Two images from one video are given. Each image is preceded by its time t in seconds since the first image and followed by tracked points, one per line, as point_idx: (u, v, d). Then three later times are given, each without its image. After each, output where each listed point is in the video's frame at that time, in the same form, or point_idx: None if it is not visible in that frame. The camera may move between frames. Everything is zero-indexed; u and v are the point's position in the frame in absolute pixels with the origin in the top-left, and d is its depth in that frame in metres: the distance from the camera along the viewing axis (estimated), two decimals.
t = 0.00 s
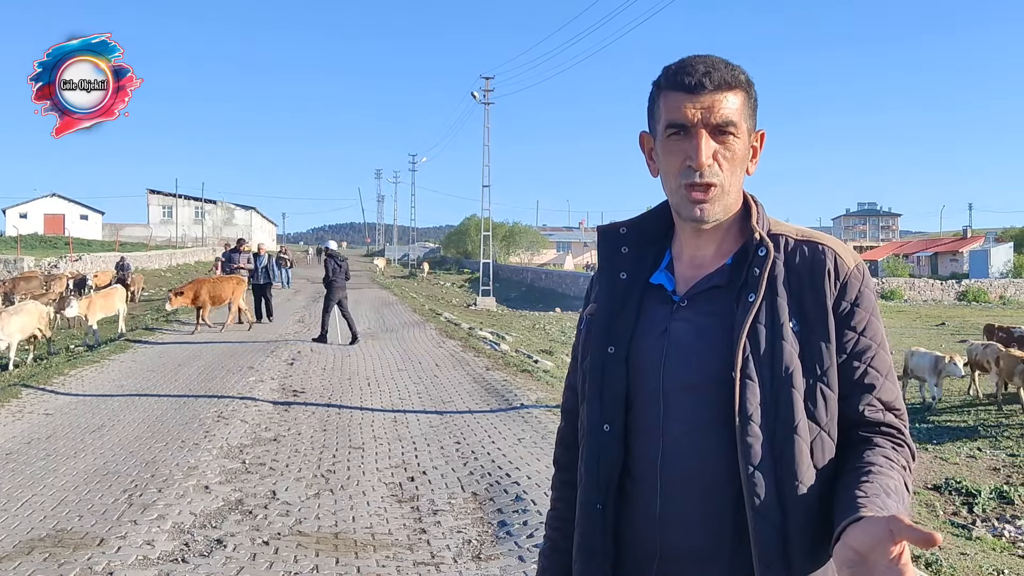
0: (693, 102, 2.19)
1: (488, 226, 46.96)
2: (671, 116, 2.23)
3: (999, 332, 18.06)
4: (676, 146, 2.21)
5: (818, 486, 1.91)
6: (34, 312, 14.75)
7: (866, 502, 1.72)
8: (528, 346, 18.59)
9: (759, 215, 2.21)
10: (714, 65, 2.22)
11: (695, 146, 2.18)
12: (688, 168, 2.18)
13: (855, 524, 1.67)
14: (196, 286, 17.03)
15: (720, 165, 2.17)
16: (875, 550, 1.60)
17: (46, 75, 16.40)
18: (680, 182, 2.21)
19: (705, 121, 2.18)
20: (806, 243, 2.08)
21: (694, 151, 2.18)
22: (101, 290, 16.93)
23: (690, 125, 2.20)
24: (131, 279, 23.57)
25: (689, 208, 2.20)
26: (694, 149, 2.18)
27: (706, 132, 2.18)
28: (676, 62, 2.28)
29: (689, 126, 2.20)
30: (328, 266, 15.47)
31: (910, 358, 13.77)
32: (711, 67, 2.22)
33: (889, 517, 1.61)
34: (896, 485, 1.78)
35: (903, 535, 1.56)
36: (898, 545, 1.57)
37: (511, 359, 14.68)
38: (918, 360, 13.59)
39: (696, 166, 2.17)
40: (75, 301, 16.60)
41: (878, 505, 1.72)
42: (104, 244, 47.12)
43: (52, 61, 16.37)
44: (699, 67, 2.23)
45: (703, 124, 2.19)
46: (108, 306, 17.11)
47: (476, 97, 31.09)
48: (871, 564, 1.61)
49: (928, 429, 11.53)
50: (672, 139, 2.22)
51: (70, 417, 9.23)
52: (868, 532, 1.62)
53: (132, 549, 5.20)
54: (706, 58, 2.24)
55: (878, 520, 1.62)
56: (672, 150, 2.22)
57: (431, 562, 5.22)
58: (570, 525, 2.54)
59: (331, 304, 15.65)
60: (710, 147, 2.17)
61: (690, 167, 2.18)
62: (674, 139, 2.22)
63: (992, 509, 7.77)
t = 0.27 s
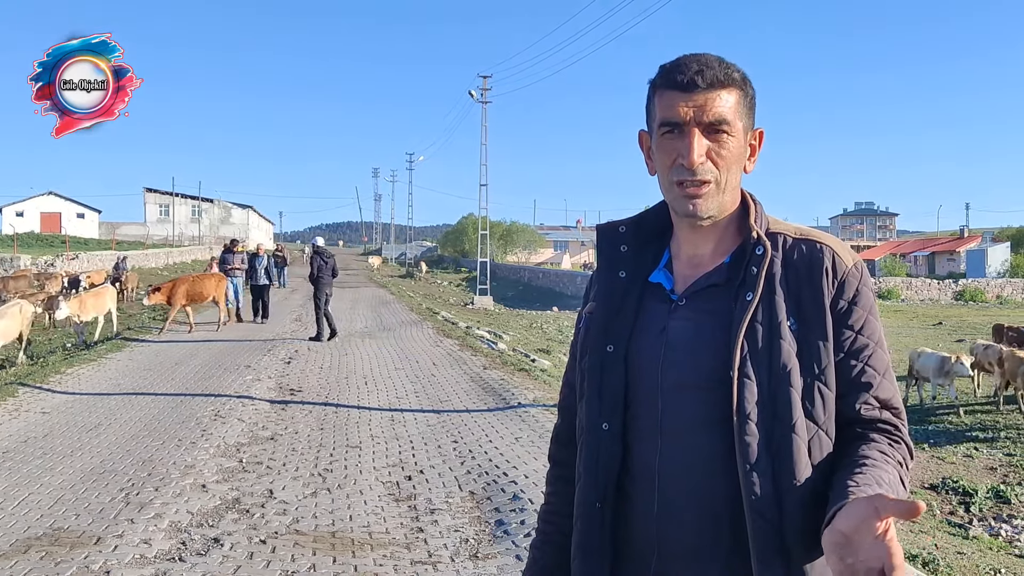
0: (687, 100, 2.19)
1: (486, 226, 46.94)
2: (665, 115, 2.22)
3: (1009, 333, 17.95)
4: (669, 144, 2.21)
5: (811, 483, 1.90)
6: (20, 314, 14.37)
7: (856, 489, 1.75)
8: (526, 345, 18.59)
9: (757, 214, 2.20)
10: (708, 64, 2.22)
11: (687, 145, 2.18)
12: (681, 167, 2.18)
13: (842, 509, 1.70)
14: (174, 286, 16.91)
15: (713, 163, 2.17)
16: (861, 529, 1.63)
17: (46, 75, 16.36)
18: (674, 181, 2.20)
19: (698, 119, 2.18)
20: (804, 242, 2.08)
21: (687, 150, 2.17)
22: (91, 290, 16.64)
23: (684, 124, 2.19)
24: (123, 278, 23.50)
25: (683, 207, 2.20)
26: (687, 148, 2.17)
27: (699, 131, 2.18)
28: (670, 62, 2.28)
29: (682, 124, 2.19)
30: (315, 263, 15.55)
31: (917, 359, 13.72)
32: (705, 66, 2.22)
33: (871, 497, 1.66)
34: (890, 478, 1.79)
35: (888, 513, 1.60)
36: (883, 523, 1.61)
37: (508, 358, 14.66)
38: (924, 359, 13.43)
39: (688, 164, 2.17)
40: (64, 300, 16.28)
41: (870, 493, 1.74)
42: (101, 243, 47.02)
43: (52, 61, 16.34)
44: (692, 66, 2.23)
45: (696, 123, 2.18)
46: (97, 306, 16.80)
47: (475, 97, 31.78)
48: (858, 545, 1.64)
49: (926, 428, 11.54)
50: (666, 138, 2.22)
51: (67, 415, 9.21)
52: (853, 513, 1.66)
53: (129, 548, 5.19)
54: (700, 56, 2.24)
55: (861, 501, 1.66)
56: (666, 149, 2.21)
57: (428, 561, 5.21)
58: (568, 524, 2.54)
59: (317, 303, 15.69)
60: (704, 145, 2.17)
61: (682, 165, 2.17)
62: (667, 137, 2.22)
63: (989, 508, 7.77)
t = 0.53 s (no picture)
0: (688, 98, 2.19)
1: (481, 225, 46.95)
2: (667, 112, 2.22)
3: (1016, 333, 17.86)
4: (671, 142, 2.21)
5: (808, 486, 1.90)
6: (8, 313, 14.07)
7: (849, 514, 1.73)
8: (521, 344, 18.59)
9: (757, 213, 2.21)
10: (709, 62, 2.22)
11: (690, 142, 2.18)
12: (683, 164, 2.17)
13: (836, 537, 1.68)
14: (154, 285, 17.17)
15: (716, 160, 2.17)
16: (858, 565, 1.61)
17: (46, 74, 16.31)
18: (676, 178, 2.20)
19: (700, 116, 2.18)
20: (802, 241, 2.08)
21: (689, 147, 2.17)
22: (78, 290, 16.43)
23: (686, 121, 2.19)
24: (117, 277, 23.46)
25: (685, 203, 2.20)
26: (689, 145, 2.17)
27: (701, 128, 2.18)
28: (670, 60, 2.28)
29: (684, 122, 2.19)
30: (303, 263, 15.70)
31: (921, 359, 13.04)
32: (706, 64, 2.22)
33: (868, 532, 1.63)
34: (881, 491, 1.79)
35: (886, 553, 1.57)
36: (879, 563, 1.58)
37: (504, 357, 14.67)
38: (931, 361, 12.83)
39: (691, 161, 2.16)
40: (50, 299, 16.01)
41: (863, 516, 1.73)
42: (96, 241, 46.92)
43: (51, 60, 16.30)
44: (693, 64, 2.23)
45: (698, 120, 2.18)
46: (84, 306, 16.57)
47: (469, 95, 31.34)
48: None
49: (920, 427, 11.58)
50: (667, 136, 2.22)
51: (62, 414, 9.19)
52: (848, 546, 1.64)
53: (124, 546, 5.17)
54: (701, 54, 2.24)
55: (857, 534, 1.64)
56: (667, 147, 2.21)
57: (424, 560, 5.21)
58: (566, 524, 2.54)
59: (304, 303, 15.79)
60: (706, 142, 2.17)
61: (685, 162, 2.17)
62: (668, 135, 2.21)
63: (984, 507, 7.80)
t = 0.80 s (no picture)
0: (686, 98, 2.19)
1: (474, 224, 46.95)
2: (664, 113, 2.22)
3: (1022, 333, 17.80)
4: (668, 143, 2.21)
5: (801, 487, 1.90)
6: None
7: (823, 523, 1.76)
8: (513, 343, 18.58)
9: (751, 214, 2.21)
10: (707, 61, 2.22)
11: (687, 142, 2.18)
12: (681, 164, 2.17)
13: (803, 547, 1.71)
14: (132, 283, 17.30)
15: (712, 160, 2.17)
16: None
17: (46, 75, 16.21)
18: (674, 178, 2.20)
19: (698, 116, 2.18)
20: (797, 241, 2.08)
21: (687, 147, 2.17)
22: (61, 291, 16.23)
23: (683, 121, 2.19)
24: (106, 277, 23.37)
25: (682, 203, 2.20)
26: (687, 146, 2.17)
27: (699, 128, 2.18)
28: (667, 60, 2.28)
29: (681, 122, 2.19)
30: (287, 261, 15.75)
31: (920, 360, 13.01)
32: (704, 63, 2.22)
33: (833, 546, 1.67)
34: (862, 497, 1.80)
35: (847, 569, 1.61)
36: None
37: (496, 356, 14.66)
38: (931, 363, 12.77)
39: (689, 162, 2.16)
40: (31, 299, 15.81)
41: (836, 525, 1.75)
42: (87, 241, 46.67)
43: (51, 60, 16.19)
44: (690, 63, 2.22)
45: (695, 120, 2.18)
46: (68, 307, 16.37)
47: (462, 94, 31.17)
48: None
49: (911, 426, 11.63)
50: (664, 136, 2.21)
51: (54, 414, 9.13)
52: (812, 558, 1.67)
53: (116, 546, 5.15)
54: (698, 54, 2.24)
55: (821, 548, 1.68)
56: (664, 146, 2.21)
57: (418, 559, 5.20)
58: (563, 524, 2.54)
59: (288, 302, 15.85)
60: (703, 143, 2.17)
61: (683, 163, 2.17)
62: (666, 135, 2.21)
63: (975, 506, 7.84)
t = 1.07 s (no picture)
0: (675, 100, 2.20)
1: (463, 225, 46.90)
2: (653, 114, 2.22)
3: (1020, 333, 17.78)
4: (657, 144, 2.22)
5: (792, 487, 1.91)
6: None
7: (816, 520, 1.76)
8: (502, 344, 18.59)
9: (740, 214, 2.22)
10: (696, 62, 2.22)
11: (676, 144, 2.18)
12: (670, 166, 2.18)
13: (796, 542, 1.72)
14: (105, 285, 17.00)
15: (701, 162, 2.18)
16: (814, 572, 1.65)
17: (46, 75, 16.09)
18: (663, 180, 2.21)
19: (687, 118, 2.19)
20: (787, 242, 2.09)
21: (676, 149, 2.18)
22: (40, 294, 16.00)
23: (672, 123, 2.19)
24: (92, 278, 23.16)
25: (671, 205, 2.21)
26: (676, 147, 2.18)
27: (688, 130, 2.19)
28: (656, 61, 2.28)
29: (670, 123, 2.20)
30: (270, 259, 15.68)
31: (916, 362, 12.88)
32: (693, 65, 2.22)
33: (826, 540, 1.68)
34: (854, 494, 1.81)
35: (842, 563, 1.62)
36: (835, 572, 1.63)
37: (485, 357, 14.64)
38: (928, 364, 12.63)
39: (678, 163, 2.17)
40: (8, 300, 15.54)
41: (829, 521, 1.76)
42: (73, 241, 46.31)
43: (52, 60, 16.07)
44: (679, 64, 2.23)
45: (684, 122, 2.19)
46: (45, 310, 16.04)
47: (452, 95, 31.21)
48: None
49: (899, 426, 11.69)
50: (653, 138, 2.22)
51: (41, 415, 9.06)
52: (805, 553, 1.68)
53: (104, 548, 5.11)
54: (687, 55, 2.25)
55: (814, 541, 1.69)
56: (653, 148, 2.22)
57: (407, 560, 5.19)
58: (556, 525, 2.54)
59: (268, 301, 15.85)
60: (692, 144, 2.18)
61: (672, 164, 2.18)
62: (655, 137, 2.22)
63: (962, 505, 7.89)
